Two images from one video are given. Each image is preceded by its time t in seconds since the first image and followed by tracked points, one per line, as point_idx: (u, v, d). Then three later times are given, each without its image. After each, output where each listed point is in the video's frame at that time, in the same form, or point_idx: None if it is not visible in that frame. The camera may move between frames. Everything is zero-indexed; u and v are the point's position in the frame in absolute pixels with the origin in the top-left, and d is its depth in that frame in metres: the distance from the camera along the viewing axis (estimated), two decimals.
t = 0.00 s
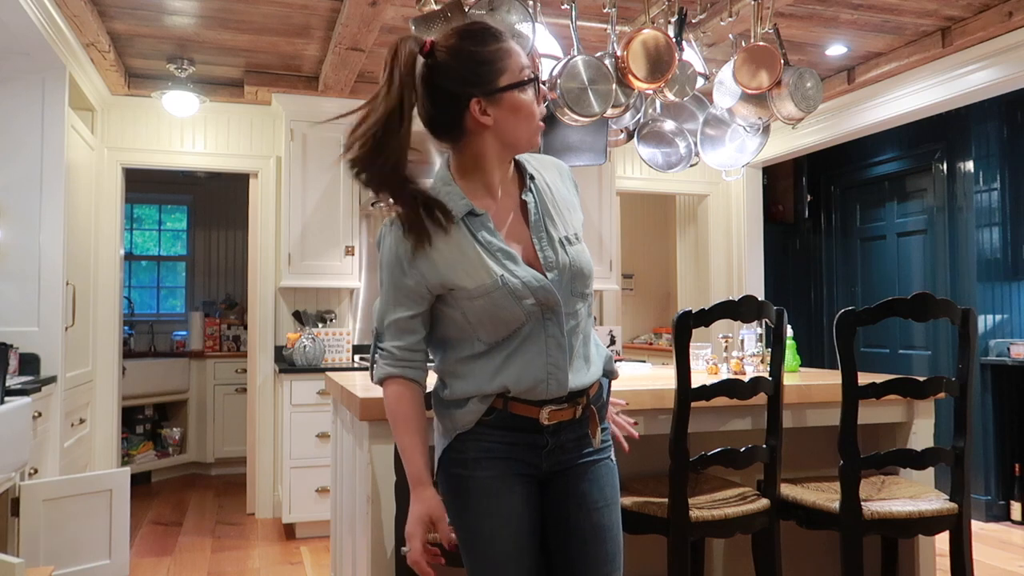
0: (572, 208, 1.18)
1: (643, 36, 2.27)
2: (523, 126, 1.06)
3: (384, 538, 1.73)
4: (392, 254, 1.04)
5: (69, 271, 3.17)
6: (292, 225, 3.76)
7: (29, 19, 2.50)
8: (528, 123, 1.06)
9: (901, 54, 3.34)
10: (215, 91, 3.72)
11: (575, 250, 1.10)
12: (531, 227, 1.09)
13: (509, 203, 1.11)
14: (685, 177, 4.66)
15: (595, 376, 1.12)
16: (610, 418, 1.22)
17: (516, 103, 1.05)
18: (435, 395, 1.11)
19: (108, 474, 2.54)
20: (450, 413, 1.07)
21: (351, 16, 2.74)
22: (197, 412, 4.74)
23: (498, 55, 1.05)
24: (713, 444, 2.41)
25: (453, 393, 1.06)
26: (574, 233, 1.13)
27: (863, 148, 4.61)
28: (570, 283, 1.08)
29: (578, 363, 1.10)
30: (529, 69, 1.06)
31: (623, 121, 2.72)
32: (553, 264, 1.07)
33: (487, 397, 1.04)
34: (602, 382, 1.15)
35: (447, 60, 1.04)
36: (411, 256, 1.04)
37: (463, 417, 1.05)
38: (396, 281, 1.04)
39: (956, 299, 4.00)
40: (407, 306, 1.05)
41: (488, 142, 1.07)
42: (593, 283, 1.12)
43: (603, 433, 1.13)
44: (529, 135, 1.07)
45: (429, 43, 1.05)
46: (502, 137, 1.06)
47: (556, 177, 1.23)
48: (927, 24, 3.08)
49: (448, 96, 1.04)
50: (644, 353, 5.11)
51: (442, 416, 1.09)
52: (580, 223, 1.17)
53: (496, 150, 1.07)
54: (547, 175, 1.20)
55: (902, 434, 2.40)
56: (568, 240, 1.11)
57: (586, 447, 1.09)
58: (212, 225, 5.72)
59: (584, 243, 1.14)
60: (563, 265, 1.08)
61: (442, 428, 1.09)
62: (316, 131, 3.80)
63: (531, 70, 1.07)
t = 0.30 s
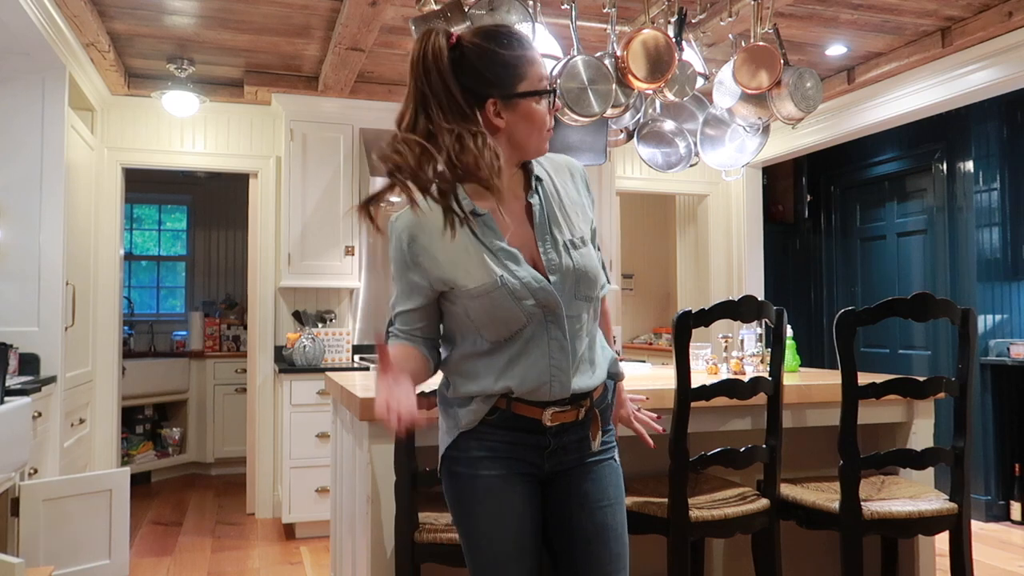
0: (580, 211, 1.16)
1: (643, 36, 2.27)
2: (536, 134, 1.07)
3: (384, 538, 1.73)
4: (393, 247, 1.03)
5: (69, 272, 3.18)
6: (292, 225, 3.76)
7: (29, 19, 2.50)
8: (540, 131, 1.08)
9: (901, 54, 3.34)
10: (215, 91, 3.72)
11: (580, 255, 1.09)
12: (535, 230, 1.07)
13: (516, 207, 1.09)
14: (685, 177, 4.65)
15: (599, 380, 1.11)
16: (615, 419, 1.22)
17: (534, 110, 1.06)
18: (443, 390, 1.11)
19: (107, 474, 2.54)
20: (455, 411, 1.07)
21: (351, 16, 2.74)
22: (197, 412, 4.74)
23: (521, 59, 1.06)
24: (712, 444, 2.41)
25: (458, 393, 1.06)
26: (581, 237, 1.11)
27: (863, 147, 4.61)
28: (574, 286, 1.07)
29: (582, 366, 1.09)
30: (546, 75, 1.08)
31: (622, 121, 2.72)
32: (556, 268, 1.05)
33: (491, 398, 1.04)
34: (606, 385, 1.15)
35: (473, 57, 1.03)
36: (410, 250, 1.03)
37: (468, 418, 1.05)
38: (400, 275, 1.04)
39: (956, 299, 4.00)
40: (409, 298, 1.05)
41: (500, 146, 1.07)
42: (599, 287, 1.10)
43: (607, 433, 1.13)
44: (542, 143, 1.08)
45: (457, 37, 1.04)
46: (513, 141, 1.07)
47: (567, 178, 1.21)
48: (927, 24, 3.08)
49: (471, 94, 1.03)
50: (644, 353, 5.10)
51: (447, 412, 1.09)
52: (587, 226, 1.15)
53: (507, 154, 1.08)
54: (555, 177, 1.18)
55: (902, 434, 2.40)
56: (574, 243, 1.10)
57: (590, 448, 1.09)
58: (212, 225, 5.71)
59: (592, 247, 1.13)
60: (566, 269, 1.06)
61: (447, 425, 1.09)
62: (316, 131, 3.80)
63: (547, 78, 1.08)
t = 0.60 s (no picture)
0: (587, 208, 1.16)
1: (643, 36, 2.27)
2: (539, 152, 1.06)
3: (384, 539, 1.73)
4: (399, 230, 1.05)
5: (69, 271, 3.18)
6: (292, 225, 3.76)
7: (29, 18, 2.50)
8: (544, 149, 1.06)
9: (901, 54, 3.34)
10: (215, 91, 3.72)
11: (582, 251, 1.08)
12: (539, 224, 1.07)
13: (520, 206, 1.09)
14: (685, 177, 4.66)
15: (600, 376, 1.11)
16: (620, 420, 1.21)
17: (538, 131, 1.04)
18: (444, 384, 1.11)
19: (107, 473, 2.54)
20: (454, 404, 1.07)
21: (351, 16, 2.74)
22: (197, 412, 4.74)
23: (528, 77, 1.02)
24: (712, 444, 2.41)
25: (458, 386, 1.07)
26: (585, 233, 1.11)
27: (863, 148, 4.61)
28: (575, 281, 1.06)
29: (582, 363, 1.09)
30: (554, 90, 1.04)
31: (623, 121, 2.72)
32: (558, 262, 1.05)
33: (490, 390, 1.04)
34: (610, 385, 1.15)
35: (477, 76, 1.00)
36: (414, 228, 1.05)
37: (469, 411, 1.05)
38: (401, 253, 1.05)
39: (956, 299, 4.00)
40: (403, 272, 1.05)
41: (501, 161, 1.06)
42: (602, 284, 1.10)
43: (611, 434, 1.12)
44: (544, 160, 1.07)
45: (464, 52, 1.01)
46: (516, 158, 1.06)
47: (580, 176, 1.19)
48: (927, 24, 3.08)
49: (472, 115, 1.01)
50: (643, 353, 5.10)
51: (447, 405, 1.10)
52: (592, 224, 1.14)
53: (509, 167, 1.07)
54: (564, 174, 1.17)
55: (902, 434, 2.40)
56: (577, 239, 1.09)
57: (592, 448, 1.08)
58: (212, 225, 5.72)
59: (596, 243, 1.12)
60: (568, 263, 1.06)
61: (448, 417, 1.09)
62: (316, 131, 3.80)
63: (555, 93, 1.05)
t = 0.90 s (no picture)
0: (599, 210, 1.15)
1: (643, 36, 2.27)
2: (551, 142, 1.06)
3: (384, 538, 1.73)
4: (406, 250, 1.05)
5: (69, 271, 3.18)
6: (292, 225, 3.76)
7: (29, 18, 2.50)
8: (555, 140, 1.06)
9: (901, 54, 3.34)
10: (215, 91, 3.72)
11: (589, 252, 1.07)
12: (550, 223, 1.07)
13: (531, 204, 1.10)
14: (685, 177, 4.66)
15: (600, 379, 1.10)
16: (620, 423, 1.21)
17: (545, 121, 1.04)
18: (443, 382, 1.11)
19: (107, 473, 2.54)
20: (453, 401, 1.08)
21: (351, 16, 2.74)
22: (197, 412, 4.74)
23: (529, 70, 1.03)
24: (712, 444, 2.41)
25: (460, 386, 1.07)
26: (594, 235, 1.10)
27: (863, 148, 4.61)
28: (581, 283, 1.06)
29: (585, 365, 1.08)
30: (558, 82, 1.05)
31: (623, 121, 2.72)
32: (564, 262, 1.05)
33: (490, 390, 1.04)
34: (609, 388, 1.15)
35: (479, 73, 1.02)
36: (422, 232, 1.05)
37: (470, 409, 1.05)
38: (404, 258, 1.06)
39: (956, 299, 4.00)
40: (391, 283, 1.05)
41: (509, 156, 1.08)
42: (609, 287, 1.09)
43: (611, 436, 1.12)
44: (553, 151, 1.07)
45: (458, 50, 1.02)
46: (525, 153, 1.07)
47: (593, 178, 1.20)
48: (927, 24, 3.08)
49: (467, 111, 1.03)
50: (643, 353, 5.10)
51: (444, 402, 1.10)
52: (602, 226, 1.13)
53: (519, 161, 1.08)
54: (579, 176, 1.17)
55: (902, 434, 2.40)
56: (585, 240, 1.08)
57: (591, 451, 1.08)
58: (212, 225, 5.72)
59: (605, 245, 1.11)
60: (574, 264, 1.06)
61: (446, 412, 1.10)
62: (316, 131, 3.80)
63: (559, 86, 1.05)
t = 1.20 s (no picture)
0: (617, 211, 1.14)
1: (643, 36, 2.27)
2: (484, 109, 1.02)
3: (384, 538, 1.73)
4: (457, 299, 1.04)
5: (69, 271, 3.18)
6: (292, 224, 3.76)
7: (29, 18, 2.50)
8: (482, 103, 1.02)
9: (901, 54, 3.34)
10: (215, 91, 3.72)
11: (608, 257, 1.05)
12: (568, 224, 1.05)
13: (550, 199, 1.07)
14: (685, 177, 4.66)
15: (598, 389, 1.10)
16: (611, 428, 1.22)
17: (464, 88, 1.03)
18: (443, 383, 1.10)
19: (107, 473, 2.54)
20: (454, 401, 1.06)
21: (351, 16, 2.74)
22: (197, 412, 4.74)
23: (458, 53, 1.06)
24: (712, 445, 2.41)
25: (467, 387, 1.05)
26: (613, 240, 1.08)
27: (862, 148, 4.61)
28: (598, 287, 1.05)
29: (591, 372, 1.08)
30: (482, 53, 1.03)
31: (623, 121, 2.72)
32: (583, 265, 1.03)
33: (490, 397, 1.03)
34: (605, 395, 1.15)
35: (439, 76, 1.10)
36: (447, 235, 1.02)
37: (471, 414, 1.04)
38: (425, 263, 1.03)
39: (956, 299, 4.00)
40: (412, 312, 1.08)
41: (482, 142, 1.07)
42: (622, 293, 1.08)
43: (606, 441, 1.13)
44: (481, 118, 1.03)
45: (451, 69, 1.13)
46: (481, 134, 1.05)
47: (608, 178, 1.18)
48: (927, 24, 3.08)
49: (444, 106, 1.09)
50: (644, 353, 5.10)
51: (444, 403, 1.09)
52: (621, 230, 1.12)
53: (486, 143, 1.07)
54: (596, 175, 1.15)
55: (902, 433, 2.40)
56: (605, 245, 1.06)
57: (587, 456, 1.08)
58: (212, 225, 5.72)
59: (622, 250, 1.10)
60: (592, 268, 1.04)
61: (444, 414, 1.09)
62: (316, 131, 3.80)
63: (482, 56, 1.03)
